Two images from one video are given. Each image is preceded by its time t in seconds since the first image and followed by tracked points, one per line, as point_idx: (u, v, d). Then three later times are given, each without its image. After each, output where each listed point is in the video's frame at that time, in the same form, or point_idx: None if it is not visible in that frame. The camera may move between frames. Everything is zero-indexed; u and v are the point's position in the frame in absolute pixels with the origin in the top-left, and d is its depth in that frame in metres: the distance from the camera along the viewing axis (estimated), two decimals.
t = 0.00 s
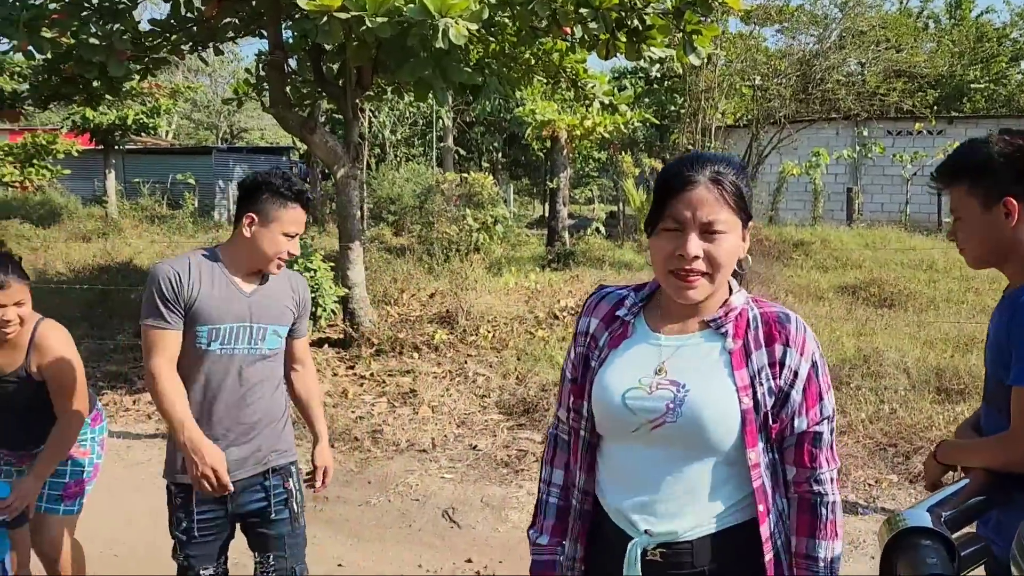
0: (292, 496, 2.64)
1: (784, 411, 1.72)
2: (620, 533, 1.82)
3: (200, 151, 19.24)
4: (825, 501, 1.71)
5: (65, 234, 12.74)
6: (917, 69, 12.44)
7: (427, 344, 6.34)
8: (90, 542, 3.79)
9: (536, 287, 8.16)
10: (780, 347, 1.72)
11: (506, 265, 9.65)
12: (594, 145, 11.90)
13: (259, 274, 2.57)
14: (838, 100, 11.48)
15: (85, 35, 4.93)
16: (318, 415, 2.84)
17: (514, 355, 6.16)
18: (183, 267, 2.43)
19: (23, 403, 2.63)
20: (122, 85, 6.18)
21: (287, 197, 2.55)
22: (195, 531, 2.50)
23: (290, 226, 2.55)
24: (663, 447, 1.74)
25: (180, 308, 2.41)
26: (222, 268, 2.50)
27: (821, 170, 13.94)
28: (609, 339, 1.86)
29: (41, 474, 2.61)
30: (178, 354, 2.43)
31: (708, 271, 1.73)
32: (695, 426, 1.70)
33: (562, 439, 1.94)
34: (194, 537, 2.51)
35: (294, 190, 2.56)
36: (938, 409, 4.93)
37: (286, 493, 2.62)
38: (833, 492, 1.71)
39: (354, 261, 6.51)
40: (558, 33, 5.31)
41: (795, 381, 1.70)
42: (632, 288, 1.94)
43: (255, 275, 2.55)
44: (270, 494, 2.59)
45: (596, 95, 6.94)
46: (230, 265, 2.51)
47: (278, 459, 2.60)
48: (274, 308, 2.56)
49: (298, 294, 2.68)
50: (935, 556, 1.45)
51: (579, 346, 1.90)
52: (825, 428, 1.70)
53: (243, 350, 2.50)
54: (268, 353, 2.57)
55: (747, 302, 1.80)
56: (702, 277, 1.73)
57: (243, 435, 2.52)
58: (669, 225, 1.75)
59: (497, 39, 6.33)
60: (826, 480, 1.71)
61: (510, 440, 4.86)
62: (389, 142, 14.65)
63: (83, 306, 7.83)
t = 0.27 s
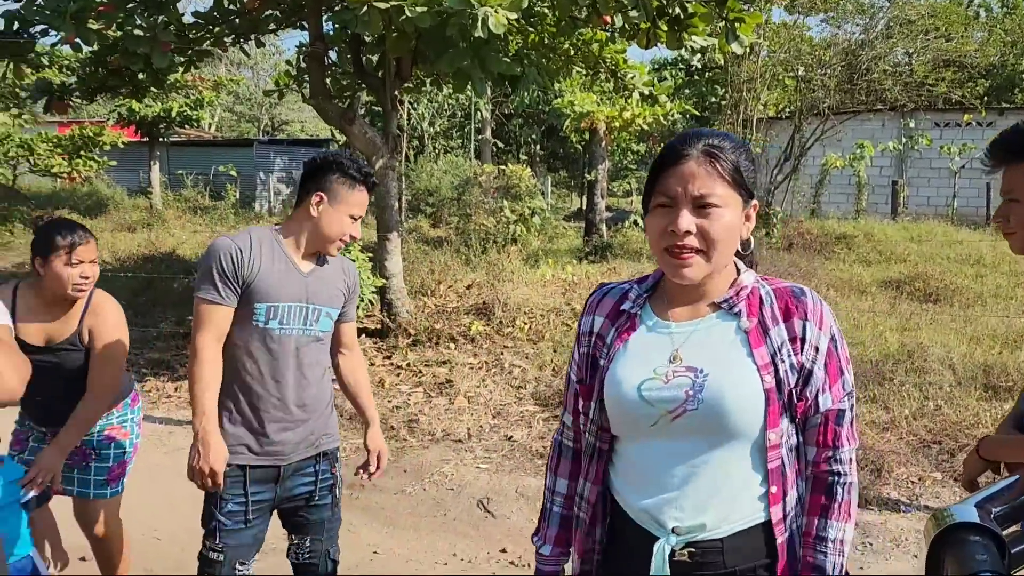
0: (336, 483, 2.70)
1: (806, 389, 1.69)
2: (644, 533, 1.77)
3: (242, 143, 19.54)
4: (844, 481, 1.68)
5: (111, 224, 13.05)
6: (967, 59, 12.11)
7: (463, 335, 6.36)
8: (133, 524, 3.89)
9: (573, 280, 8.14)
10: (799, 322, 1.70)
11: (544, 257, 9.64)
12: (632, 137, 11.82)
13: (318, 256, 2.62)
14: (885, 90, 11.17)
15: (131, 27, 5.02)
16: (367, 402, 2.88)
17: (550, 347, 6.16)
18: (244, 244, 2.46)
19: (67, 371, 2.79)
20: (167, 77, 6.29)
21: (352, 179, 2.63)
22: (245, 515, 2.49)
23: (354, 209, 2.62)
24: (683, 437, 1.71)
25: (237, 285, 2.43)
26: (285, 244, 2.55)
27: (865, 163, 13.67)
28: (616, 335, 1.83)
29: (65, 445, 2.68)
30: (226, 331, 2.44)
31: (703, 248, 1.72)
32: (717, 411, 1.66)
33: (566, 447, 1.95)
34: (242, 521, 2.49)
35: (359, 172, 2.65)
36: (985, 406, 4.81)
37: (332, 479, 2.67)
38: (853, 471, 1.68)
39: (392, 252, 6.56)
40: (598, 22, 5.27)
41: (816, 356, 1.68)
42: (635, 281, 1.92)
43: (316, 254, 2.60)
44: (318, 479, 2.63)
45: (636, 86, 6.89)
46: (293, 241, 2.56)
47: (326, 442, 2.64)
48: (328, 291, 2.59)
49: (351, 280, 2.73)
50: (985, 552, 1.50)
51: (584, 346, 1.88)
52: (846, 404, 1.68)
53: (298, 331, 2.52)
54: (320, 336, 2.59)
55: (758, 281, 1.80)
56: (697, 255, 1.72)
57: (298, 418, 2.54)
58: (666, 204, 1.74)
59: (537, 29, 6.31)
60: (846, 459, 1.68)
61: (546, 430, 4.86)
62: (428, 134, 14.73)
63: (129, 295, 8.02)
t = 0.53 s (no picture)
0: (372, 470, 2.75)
1: (822, 383, 1.62)
2: (659, 529, 1.78)
3: (292, 138, 19.86)
4: (871, 482, 1.60)
5: (166, 218, 13.39)
6: None
7: (507, 330, 6.38)
8: (182, 511, 4.00)
9: (617, 275, 8.10)
10: (812, 313, 1.64)
11: (589, 252, 9.61)
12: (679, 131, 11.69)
13: (350, 253, 2.63)
14: (941, 83, 10.82)
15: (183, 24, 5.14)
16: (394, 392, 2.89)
17: (593, 342, 6.14)
18: (297, 241, 2.41)
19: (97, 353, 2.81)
20: (218, 73, 6.42)
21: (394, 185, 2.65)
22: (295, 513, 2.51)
23: (394, 215, 2.67)
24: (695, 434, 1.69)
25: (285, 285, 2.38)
26: (330, 241, 2.53)
27: (920, 157, 13.30)
28: (635, 331, 1.84)
29: (104, 425, 2.72)
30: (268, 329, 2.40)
31: (715, 241, 1.68)
32: (722, 405, 1.64)
33: (592, 446, 1.92)
34: (292, 520, 2.51)
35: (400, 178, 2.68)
36: None
37: (370, 468, 2.73)
38: (880, 472, 1.59)
39: (437, 245, 6.61)
40: (643, 15, 5.22)
41: (832, 349, 1.61)
42: (658, 277, 1.92)
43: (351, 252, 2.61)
44: (359, 469, 2.67)
45: (683, 79, 6.83)
46: (338, 238, 2.55)
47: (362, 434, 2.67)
48: (358, 287, 2.60)
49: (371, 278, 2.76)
50: None
51: (608, 343, 1.88)
52: (870, 400, 1.59)
53: (342, 328, 2.55)
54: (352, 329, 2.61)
55: (777, 272, 1.74)
56: (708, 248, 1.69)
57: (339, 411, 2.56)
58: (675, 197, 1.72)
59: (583, 22, 6.27)
60: (873, 458, 1.59)
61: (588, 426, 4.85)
62: (474, 129, 14.79)
63: (182, 286, 8.22)
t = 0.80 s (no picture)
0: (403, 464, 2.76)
1: (866, 398, 1.55)
2: (696, 531, 1.82)
3: (342, 135, 20.15)
4: (915, 507, 1.50)
5: (221, 214, 13.71)
6: None
7: (553, 327, 6.39)
8: (233, 502, 4.09)
9: (665, 273, 8.03)
10: (860, 324, 1.57)
11: (636, 249, 9.55)
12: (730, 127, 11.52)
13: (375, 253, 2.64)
14: (1005, 78, 10.45)
15: (237, 25, 5.26)
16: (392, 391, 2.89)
17: (640, 340, 6.10)
18: (337, 244, 2.40)
19: (157, 344, 2.86)
20: (271, 72, 6.55)
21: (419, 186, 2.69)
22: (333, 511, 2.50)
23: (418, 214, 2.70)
24: (733, 440, 1.70)
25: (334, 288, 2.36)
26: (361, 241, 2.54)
27: (982, 153, 12.89)
28: (689, 333, 1.88)
29: (176, 412, 2.87)
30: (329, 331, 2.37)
31: (763, 247, 1.66)
32: (757, 412, 1.63)
33: (653, 446, 1.94)
34: (331, 518, 2.50)
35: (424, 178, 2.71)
36: None
37: (401, 462, 2.74)
38: (926, 497, 1.50)
39: (484, 243, 6.64)
40: (694, 11, 5.16)
41: (879, 363, 1.53)
42: (721, 281, 1.94)
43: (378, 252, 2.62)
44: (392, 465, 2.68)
45: (734, 76, 6.74)
46: (368, 239, 2.56)
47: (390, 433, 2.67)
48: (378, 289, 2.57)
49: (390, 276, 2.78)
50: None
51: (667, 343, 1.94)
52: (919, 420, 1.50)
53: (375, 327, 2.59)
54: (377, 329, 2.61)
55: (833, 280, 1.68)
56: (757, 254, 1.67)
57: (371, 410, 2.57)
58: (726, 202, 1.71)
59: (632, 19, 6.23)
60: (919, 482, 1.50)
61: (633, 424, 4.83)
62: (523, 126, 14.80)
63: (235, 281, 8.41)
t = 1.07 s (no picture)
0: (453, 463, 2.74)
1: (964, 422, 1.49)
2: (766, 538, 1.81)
3: (389, 136, 20.37)
4: (1008, 539, 1.44)
5: (271, 213, 13.98)
6: None
7: (599, 328, 6.37)
8: (285, 498, 4.17)
9: (713, 275, 7.94)
10: (961, 344, 1.50)
11: (684, 251, 9.47)
12: (781, 126, 11.35)
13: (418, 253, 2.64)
14: None
15: (290, 28, 5.35)
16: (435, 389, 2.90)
17: (687, 342, 6.05)
18: (379, 247, 2.42)
19: (233, 337, 2.92)
20: (322, 75, 6.64)
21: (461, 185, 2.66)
22: (384, 511, 2.50)
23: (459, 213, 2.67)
24: (813, 449, 1.68)
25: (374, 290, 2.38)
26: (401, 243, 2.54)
27: None
28: (778, 335, 1.87)
29: (246, 411, 2.90)
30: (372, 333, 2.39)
31: (858, 252, 1.62)
32: (840, 423, 1.61)
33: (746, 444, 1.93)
34: (381, 517, 2.50)
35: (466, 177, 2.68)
36: None
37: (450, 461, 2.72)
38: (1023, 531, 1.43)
39: (531, 243, 6.66)
40: (746, 10, 5.10)
41: (981, 387, 1.46)
42: (817, 283, 1.91)
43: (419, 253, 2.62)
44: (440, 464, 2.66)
45: (786, 74, 6.65)
46: (408, 240, 2.56)
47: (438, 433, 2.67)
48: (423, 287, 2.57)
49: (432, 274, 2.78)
50: None
51: (756, 343, 1.94)
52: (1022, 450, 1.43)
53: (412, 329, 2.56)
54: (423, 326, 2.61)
55: (937, 292, 1.62)
56: (850, 258, 1.63)
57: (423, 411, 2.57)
58: (821, 204, 1.68)
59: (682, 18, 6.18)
60: (1018, 515, 1.43)
61: (681, 427, 4.79)
62: (569, 126, 14.79)
63: (285, 280, 8.57)
